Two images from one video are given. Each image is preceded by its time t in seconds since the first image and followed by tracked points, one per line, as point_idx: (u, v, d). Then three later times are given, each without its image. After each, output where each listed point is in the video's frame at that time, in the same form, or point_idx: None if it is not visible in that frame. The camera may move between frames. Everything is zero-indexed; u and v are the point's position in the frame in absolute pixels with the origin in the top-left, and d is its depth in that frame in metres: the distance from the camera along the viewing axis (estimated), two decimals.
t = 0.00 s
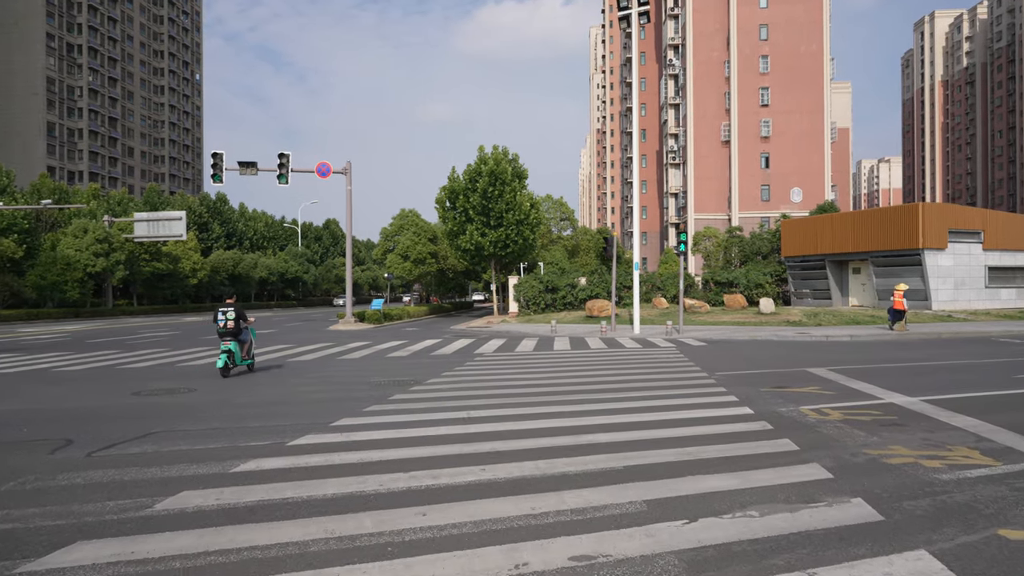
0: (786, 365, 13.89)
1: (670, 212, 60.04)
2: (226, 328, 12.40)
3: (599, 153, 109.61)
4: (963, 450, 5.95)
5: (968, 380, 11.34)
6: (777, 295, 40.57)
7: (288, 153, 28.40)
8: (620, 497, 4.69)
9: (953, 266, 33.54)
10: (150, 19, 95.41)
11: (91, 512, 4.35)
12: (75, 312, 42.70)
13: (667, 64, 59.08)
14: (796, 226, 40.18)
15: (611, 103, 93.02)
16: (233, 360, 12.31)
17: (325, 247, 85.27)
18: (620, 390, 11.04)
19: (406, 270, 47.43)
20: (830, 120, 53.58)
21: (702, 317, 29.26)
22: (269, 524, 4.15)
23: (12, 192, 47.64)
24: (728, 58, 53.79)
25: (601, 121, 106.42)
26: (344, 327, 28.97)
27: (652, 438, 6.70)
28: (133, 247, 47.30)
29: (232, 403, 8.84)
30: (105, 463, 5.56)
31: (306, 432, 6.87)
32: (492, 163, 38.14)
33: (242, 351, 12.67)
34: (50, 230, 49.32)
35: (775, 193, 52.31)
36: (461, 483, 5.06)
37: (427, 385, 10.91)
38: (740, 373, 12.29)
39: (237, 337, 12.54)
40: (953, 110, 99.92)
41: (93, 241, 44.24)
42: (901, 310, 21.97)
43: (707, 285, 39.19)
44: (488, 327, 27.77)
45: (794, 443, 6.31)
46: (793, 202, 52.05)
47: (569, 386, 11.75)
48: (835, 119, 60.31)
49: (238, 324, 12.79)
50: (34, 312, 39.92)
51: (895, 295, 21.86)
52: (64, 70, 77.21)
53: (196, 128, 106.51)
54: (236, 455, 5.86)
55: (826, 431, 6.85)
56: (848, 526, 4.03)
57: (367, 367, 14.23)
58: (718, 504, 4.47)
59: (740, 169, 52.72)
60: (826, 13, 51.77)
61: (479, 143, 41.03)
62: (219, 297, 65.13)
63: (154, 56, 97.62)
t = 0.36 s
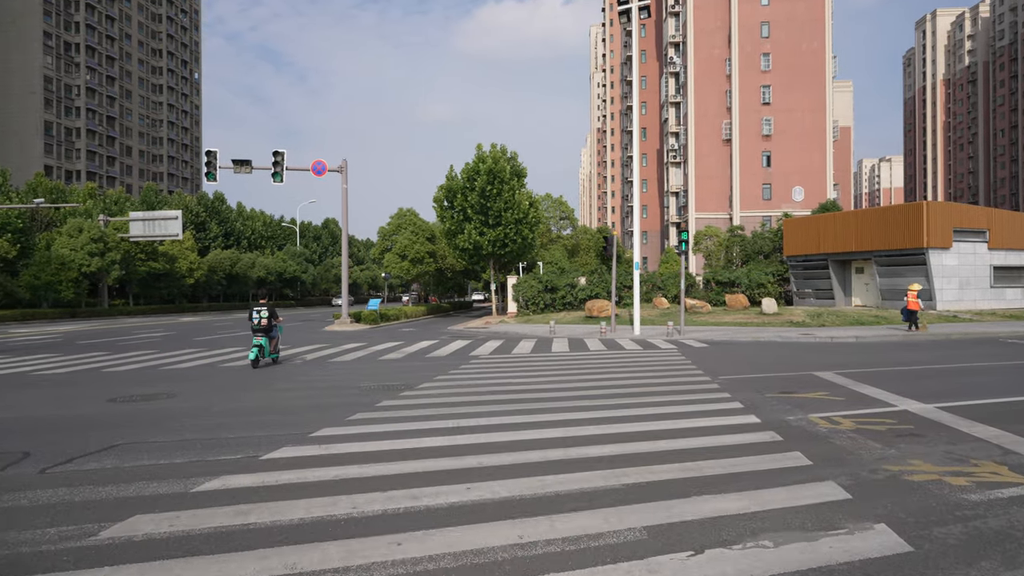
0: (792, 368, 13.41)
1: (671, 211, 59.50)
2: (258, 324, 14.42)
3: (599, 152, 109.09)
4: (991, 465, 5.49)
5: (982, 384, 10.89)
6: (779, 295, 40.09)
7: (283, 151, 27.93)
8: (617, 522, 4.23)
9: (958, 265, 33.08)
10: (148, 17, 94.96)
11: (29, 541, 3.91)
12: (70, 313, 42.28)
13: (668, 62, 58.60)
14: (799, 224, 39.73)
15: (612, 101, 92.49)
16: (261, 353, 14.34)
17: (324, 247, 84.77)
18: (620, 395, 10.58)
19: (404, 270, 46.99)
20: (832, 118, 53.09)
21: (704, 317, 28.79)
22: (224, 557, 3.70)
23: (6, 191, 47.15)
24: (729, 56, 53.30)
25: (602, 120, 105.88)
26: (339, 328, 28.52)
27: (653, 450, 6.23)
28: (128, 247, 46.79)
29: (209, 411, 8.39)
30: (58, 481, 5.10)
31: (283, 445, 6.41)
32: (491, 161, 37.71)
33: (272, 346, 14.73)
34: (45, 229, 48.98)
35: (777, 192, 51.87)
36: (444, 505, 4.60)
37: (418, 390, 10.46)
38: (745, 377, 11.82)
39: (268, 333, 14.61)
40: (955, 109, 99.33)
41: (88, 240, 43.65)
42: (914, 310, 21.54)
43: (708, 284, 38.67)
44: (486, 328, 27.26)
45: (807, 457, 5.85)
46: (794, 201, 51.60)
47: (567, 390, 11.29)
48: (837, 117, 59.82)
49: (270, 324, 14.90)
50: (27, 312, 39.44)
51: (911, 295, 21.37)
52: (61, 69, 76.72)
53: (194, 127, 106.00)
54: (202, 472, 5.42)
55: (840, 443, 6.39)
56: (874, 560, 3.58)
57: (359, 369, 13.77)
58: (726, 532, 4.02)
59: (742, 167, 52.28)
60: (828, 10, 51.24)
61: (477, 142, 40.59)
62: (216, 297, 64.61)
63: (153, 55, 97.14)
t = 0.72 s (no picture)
0: (798, 371, 12.96)
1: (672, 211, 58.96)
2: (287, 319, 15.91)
3: (599, 152, 108.59)
4: None
5: (998, 388, 10.42)
6: (781, 296, 39.66)
7: (278, 149, 27.47)
8: (621, 547, 3.76)
9: (964, 266, 32.62)
10: (147, 16, 94.55)
11: None
12: (65, 312, 41.88)
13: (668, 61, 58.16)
14: (801, 224, 39.30)
15: (612, 100, 91.99)
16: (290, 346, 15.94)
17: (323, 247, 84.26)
18: (621, 397, 10.13)
19: (402, 270, 46.60)
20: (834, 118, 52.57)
21: (706, 318, 28.33)
22: None
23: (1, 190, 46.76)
24: (731, 55, 52.86)
25: (602, 119, 105.40)
26: (335, 327, 28.09)
27: (657, 461, 5.77)
28: (124, 246, 46.39)
29: (187, 416, 7.93)
30: (8, 497, 4.66)
31: (260, 454, 5.96)
32: (489, 159, 37.26)
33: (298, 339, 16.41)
34: (42, 228, 48.79)
35: (779, 191, 51.42)
36: (429, 526, 4.12)
37: (410, 393, 10.01)
38: (751, 380, 11.36)
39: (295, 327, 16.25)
40: (957, 109, 98.81)
41: (83, 239, 43.34)
42: (930, 310, 21.06)
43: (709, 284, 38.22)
44: (483, 328, 26.78)
45: (825, 469, 5.40)
46: (796, 201, 51.13)
47: (565, 393, 10.83)
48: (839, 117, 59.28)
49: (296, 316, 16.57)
50: (22, 312, 39.04)
51: (925, 295, 20.95)
52: (59, 68, 76.35)
53: (193, 127, 105.53)
54: (166, 486, 4.96)
55: (859, 453, 5.94)
56: None
57: (351, 372, 13.33)
58: (744, 560, 3.57)
59: (743, 167, 51.80)
60: (831, 8, 50.73)
61: (476, 140, 40.18)
62: (213, 297, 64.17)
63: (151, 54, 96.67)
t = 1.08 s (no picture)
0: (805, 373, 12.51)
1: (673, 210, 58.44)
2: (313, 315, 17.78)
3: (599, 151, 108.16)
4: None
5: (1016, 392, 9.97)
6: (783, 295, 39.21)
7: (273, 147, 27.04)
8: None
9: (969, 265, 32.17)
10: (145, 15, 94.08)
11: None
12: (60, 312, 41.45)
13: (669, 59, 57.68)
14: (804, 222, 38.95)
15: (612, 100, 91.52)
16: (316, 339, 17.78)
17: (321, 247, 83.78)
18: (621, 399, 9.67)
19: (400, 270, 46.09)
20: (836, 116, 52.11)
21: (708, 318, 27.88)
22: None
23: None
24: (732, 52, 52.43)
25: (602, 119, 104.98)
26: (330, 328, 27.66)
27: (663, 474, 5.30)
28: (120, 246, 45.95)
29: (161, 422, 7.47)
30: None
31: (233, 466, 5.53)
32: (488, 158, 36.82)
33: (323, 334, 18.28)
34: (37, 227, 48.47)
35: (781, 190, 50.97)
36: (406, 554, 3.67)
37: (403, 397, 9.56)
38: (755, 383, 10.88)
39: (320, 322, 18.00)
40: (959, 107, 98.36)
41: (78, 239, 43.00)
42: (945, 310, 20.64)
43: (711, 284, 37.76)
44: (481, 328, 26.31)
45: (844, 484, 4.95)
46: (798, 200, 50.73)
47: (563, 395, 10.38)
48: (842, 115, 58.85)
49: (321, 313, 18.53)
50: (15, 313, 38.61)
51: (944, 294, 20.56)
52: (57, 67, 75.96)
53: (192, 126, 105.11)
54: (123, 504, 4.52)
55: (879, 466, 5.50)
56: None
57: (343, 374, 12.91)
58: None
59: (745, 166, 51.36)
60: (834, 5, 50.30)
61: (475, 138, 39.77)
62: (211, 297, 63.76)
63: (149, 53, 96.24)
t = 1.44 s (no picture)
0: (812, 378, 12.06)
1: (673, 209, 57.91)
2: (336, 314, 19.58)
3: (599, 150, 107.63)
4: None
5: None
6: (785, 295, 38.78)
7: (268, 145, 26.65)
8: None
9: (974, 265, 31.71)
10: (144, 13, 93.60)
11: None
12: (55, 313, 41.03)
13: (670, 57, 57.15)
14: (806, 222, 38.53)
15: (612, 99, 91.03)
16: (339, 336, 19.60)
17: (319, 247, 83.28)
18: (621, 406, 9.23)
19: (398, 269, 45.61)
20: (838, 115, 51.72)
21: (709, 319, 27.42)
22: None
23: None
24: (733, 51, 51.92)
25: (602, 118, 104.44)
26: (326, 329, 27.23)
27: (666, 495, 4.87)
28: (116, 245, 45.51)
29: (131, 434, 7.03)
30: None
31: (199, 487, 5.10)
32: (487, 156, 36.44)
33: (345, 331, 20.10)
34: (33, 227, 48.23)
35: (782, 190, 50.54)
36: None
37: (393, 405, 9.12)
38: (761, 389, 10.43)
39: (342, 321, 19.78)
40: (960, 107, 97.88)
41: (73, 239, 42.68)
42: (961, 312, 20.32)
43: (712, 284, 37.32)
44: (479, 330, 25.88)
45: (864, 508, 4.52)
46: (800, 200, 50.33)
47: (560, 402, 9.94)
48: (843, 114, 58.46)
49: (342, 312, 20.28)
50: (9, 313, 38.20)
51: (958, 298, 20.31)
52: (54, 66, 75.57)
53: (191, 126, 104.63)
54: (69, 534, 4.10)
55: (902, 486, 5.07)
56: None
57: (332, 378, 12.50)
58: None
59: (746, 165, 50.91)
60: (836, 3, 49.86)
61: (473, 137, 39.34)
62: (208, 297, 63.35)
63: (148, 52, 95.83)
